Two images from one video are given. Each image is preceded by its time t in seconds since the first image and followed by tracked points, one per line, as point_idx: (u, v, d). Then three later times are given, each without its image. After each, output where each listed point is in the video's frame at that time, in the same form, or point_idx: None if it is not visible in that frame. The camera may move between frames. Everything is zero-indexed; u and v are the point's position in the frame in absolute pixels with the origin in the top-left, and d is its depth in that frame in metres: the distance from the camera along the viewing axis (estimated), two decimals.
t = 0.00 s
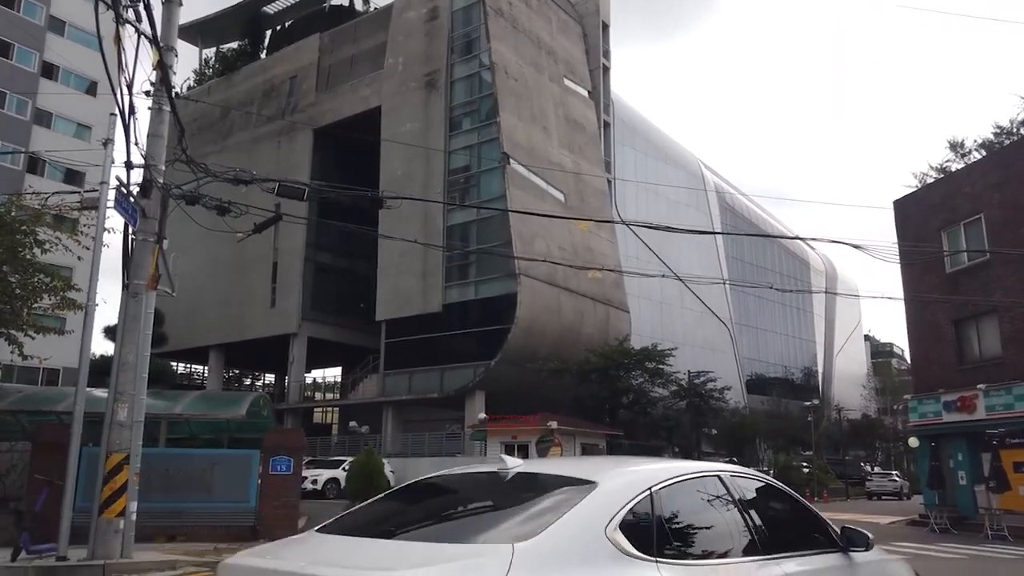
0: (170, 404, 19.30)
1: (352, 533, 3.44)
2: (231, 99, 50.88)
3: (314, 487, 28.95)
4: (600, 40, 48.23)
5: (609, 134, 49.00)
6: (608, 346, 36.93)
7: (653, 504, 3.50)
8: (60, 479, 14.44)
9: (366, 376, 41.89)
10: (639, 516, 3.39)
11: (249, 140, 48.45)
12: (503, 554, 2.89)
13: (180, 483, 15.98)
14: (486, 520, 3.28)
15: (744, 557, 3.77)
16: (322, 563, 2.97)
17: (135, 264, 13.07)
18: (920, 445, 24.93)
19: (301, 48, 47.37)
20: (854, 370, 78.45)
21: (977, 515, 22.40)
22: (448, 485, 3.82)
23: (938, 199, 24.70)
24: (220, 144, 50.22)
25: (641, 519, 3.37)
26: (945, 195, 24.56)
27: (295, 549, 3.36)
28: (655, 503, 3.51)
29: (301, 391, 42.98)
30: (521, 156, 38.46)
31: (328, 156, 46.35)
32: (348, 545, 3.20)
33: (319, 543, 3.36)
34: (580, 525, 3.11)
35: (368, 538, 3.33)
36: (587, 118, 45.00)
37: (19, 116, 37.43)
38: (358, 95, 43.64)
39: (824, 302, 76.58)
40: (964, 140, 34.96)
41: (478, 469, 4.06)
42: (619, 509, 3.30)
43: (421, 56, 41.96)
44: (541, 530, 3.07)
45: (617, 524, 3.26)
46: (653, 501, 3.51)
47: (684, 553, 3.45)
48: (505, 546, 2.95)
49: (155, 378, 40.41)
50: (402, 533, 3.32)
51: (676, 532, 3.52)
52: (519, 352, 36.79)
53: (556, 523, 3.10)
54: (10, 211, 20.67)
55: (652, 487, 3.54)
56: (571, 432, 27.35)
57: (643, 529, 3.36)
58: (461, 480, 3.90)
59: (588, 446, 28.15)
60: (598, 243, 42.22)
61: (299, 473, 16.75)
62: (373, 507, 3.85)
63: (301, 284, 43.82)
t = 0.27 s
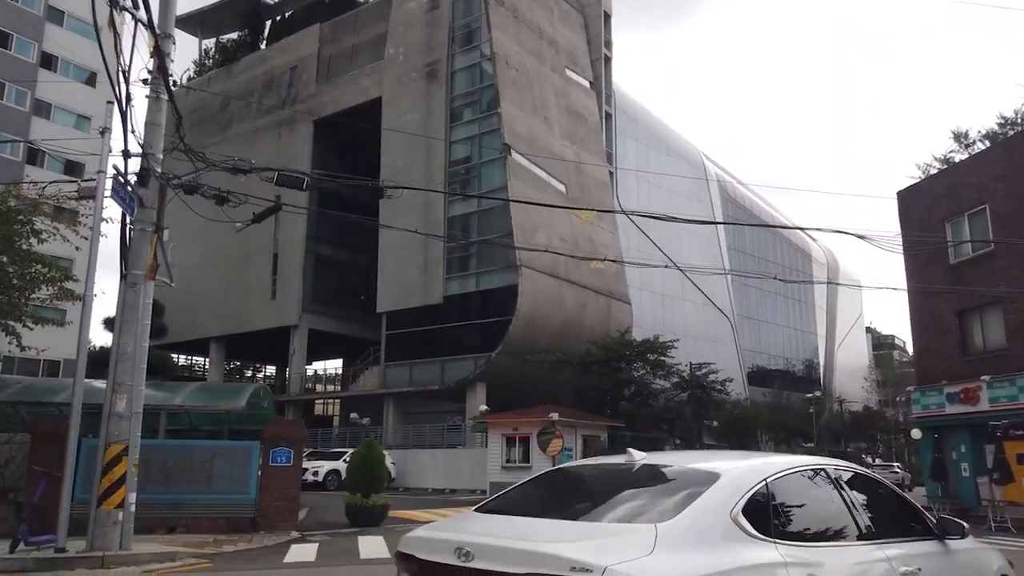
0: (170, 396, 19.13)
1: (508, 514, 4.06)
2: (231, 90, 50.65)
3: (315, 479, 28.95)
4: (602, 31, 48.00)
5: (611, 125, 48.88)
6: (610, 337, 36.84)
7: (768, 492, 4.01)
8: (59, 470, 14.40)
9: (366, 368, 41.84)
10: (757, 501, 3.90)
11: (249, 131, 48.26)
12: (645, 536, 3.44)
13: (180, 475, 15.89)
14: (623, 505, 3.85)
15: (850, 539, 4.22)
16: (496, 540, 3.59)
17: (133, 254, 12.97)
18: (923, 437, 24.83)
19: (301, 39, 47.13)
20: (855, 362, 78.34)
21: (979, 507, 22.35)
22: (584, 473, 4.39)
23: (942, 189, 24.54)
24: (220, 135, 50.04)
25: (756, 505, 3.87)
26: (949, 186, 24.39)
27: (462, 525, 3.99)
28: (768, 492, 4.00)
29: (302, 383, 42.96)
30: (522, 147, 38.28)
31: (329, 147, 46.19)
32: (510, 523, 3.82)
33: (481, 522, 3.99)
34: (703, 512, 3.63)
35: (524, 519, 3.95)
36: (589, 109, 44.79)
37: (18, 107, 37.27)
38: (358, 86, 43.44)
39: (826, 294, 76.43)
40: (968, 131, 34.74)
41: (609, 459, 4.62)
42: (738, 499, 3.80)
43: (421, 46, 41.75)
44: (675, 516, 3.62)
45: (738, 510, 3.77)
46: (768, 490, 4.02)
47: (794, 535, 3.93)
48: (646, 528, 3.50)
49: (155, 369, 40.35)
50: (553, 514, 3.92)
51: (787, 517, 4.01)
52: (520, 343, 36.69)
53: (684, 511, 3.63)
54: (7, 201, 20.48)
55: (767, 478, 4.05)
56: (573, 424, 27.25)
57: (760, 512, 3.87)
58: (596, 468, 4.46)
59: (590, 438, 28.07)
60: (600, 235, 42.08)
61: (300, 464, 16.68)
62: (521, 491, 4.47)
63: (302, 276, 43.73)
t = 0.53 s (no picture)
0: (167, 387, 18.99)
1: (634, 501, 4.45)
2: (230, 80, 50.34)
3: (315, 471, 28.89)
4: (603, 21, 47.72)
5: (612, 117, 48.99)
6: (611, 329, 36.69)
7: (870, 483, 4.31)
8: (54, 462, 14.25)
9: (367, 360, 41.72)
10: (863, 491, 4.22)
11: (248, 122, 48.01)
12: (769, 519, 3.80)
13: (176, 467, 15.75)
14: (739, 495, 4.22)
15: (952, 522, 4.54)
16: (636, 522, 3.97)
17: (128, 242, 12.84)
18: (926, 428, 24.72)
19: (301, 29, 46.81)
20: (856, 353, 78.22)
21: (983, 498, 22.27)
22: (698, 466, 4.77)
23: (946, 178, 24.33)
24: (219, 126, 49.79)
25: (863, 492, 4.20)
26: (954, 175, 24.16)
27: (595, 511, 4.38)
28: (875, 480, 4.33)
29: (302, 375, 42.86)
30: (522, 137, 38.07)
31: (328, 138, 45.95)
32: (643, 508, 4.20)
33: (613, 507, 4.38)
34: (813, 500, 3.96)
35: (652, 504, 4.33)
36: (590, 99, 44.52)
37: (16, 99, 37.07)
38: (358, 76, 43.17)
39: (827, 285, 76.23)
40: (972, 121, 34.48)
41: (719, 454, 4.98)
42: (846, 488, 4.14)
43: (421, 36, 41.47)
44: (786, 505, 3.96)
45: (847, 497, 4.11)
46: (872, 480, 4.31)
47: (897, 518, 4.25)
48: (769, 513, 3.87)
49: (154, 362, 40.24)
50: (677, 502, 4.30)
51: (892, 502, 4.33)
52: (520, 335, 36.56)
53: (795, 500, 3.97)
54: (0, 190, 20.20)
55: (870, 469, 4.35)
56: (575, 416, 27.10)
57: (864, 500, 4.18)
58: (703, 462, 4.81)
59: (591, 430, 27.94)
60: (601, 225, 41.88)
61: (299, 455, 16.55)
62: (639, 484, 4.84)
63: (301, 267, 43.59)
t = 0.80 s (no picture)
0: (162, 381, 18.77)
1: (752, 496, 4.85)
2: (228, 73, 50.00)
3: (314, 465, 28.72)
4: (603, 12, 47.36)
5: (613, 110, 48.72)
6: (612, 322, 36.47)
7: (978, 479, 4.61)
8: (45, 456, 14.07)
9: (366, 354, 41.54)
10: (971, 487, 4.53)
11: (246, 115, 47.71)
12: (883, 515, 4.14)
13: (171, 463, 15.57)
14: (851, 492, 4.57)
15: None
16: (761, 514, 4.36)
17: (120, 233, 12.61)
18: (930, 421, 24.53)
19: (300, 20, 46.49)
20: (858, 347, 77.93)
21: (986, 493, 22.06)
22: (807, 464, 5.15)
23: (951, 169, 24.06)
24: (217, 119, 49.48)
25: (970, 488, 4.50)
26: (958, 166, 23.88)
27: (717, 505, 4.79)
28: (979, 478, 4.60)
29: (302, 368, 42.68)
30: (523, 130, 37.80)
31: (327, 131, 45.66)
32: (764, 502, 4.60)
33: (734, 502, 4.78)
34: (926, 496, 4.30)
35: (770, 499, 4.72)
36: (590, 91, 44.21)
37: (13, 91, 36.79)
38: (357, 68, 42.89)
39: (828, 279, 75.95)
40: (976, 112, 34.15)
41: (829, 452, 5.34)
42: (955, 483, 4.45)
43: (421, 28, 41.17)
44: (904, 499, 4.31)
45: (955, 491, 4.43)
46: (979, 477, 4.62)
47: (1003, 511, 4.54)
48: (884, 508, 4.21)
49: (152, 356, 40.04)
50: (794, 498, 4.68)
51: (996, 496, 4.62)
52: (521, 329, 36.36)
53: (910, 496, 4.30)
54: None
55: (977, 467, 4.66)
56: (574, 410, 26.89)
57: (974, 496, 4.50)
58: (814, 460, 5.20)
59: (591, 424, 27.71)
60: (601, 219, 41.64)
61: (296, 449, 16.37)
62: (750, 482, 5.24)
63: (300, 261, 43.39)
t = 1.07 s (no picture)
0: (159, 375, 18.60)
1: (865, 488, 5.15)
2: (227, 66, 49.71)
3: (313, 460, 28.57)
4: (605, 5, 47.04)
5: (615, 103, 48.37)
6: (613, 317, 36.27)
7: None
8: (38, 452, 13.87)
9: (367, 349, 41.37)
10: None
11: (246, 108, 47.47)
12: (999, 506, 4.34)
13: (167, 458, 15.39)
14: (952, 486, 4.85)
15: None
16: (883, 506, 4.61)
17: (114, 225, 12.41)
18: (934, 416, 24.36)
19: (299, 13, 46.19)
20: (860, 342, 77.72)
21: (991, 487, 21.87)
22: (923, 462, 5.35)
23: (956, 162, 23.82)
24: (217, 113, 49.22)
25: None
26: (963, 158, 23.65)
27: (835, 497, 5.08)
28: None
29: (302, 363, 42.50)
30: (524, 123, 37.58)
31: (326, 125, 45.42)
32: (881, 493, 4.87)
33: (852, 494, 5.06)
34: None
35: (884, 492, 5.01)
36: (592, 85, 43.95)
37: (11, 84, 36.56)
38: (357, 61, 42.62)
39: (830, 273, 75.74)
40: (980, 105, 33.88)
41: (939, 451, 5.55)
42: None
43: (421, 21, 40.91)
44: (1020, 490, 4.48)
45: None
46: None
47: None
48: (1001, 500, 4.41)
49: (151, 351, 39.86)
50: (912, 492, 4.92)
51: None
52: (522, 323, 36.17)
53: None
54: None
55: None
56: (576, 404, 26.71)
57: None
58: (926, 458, 5.43)
59: (593, 419, 27.51)
60: (603, 213, 41.43)
61: (294, 444, 16.19)
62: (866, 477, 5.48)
63: (300, 255, 43.21)
